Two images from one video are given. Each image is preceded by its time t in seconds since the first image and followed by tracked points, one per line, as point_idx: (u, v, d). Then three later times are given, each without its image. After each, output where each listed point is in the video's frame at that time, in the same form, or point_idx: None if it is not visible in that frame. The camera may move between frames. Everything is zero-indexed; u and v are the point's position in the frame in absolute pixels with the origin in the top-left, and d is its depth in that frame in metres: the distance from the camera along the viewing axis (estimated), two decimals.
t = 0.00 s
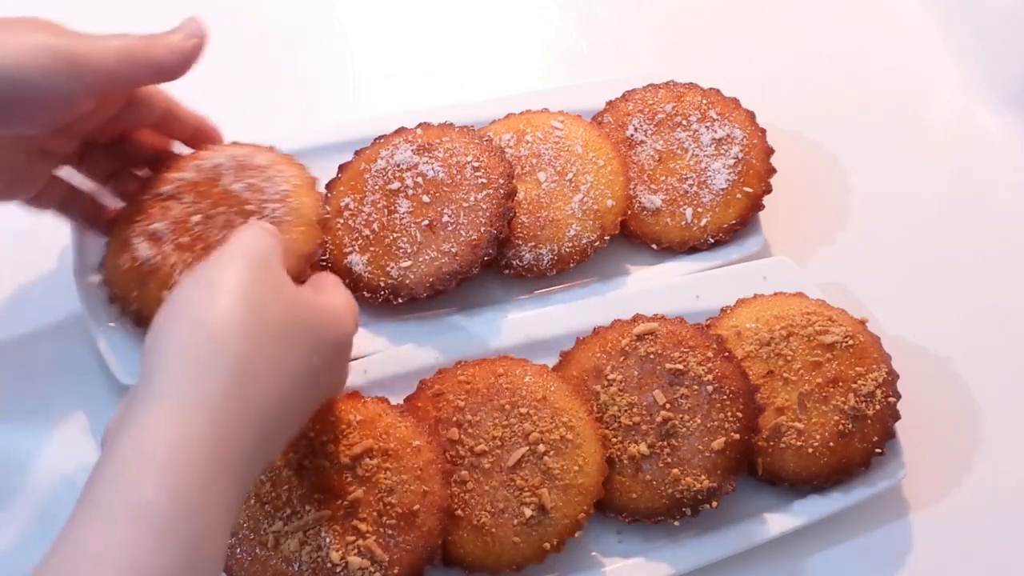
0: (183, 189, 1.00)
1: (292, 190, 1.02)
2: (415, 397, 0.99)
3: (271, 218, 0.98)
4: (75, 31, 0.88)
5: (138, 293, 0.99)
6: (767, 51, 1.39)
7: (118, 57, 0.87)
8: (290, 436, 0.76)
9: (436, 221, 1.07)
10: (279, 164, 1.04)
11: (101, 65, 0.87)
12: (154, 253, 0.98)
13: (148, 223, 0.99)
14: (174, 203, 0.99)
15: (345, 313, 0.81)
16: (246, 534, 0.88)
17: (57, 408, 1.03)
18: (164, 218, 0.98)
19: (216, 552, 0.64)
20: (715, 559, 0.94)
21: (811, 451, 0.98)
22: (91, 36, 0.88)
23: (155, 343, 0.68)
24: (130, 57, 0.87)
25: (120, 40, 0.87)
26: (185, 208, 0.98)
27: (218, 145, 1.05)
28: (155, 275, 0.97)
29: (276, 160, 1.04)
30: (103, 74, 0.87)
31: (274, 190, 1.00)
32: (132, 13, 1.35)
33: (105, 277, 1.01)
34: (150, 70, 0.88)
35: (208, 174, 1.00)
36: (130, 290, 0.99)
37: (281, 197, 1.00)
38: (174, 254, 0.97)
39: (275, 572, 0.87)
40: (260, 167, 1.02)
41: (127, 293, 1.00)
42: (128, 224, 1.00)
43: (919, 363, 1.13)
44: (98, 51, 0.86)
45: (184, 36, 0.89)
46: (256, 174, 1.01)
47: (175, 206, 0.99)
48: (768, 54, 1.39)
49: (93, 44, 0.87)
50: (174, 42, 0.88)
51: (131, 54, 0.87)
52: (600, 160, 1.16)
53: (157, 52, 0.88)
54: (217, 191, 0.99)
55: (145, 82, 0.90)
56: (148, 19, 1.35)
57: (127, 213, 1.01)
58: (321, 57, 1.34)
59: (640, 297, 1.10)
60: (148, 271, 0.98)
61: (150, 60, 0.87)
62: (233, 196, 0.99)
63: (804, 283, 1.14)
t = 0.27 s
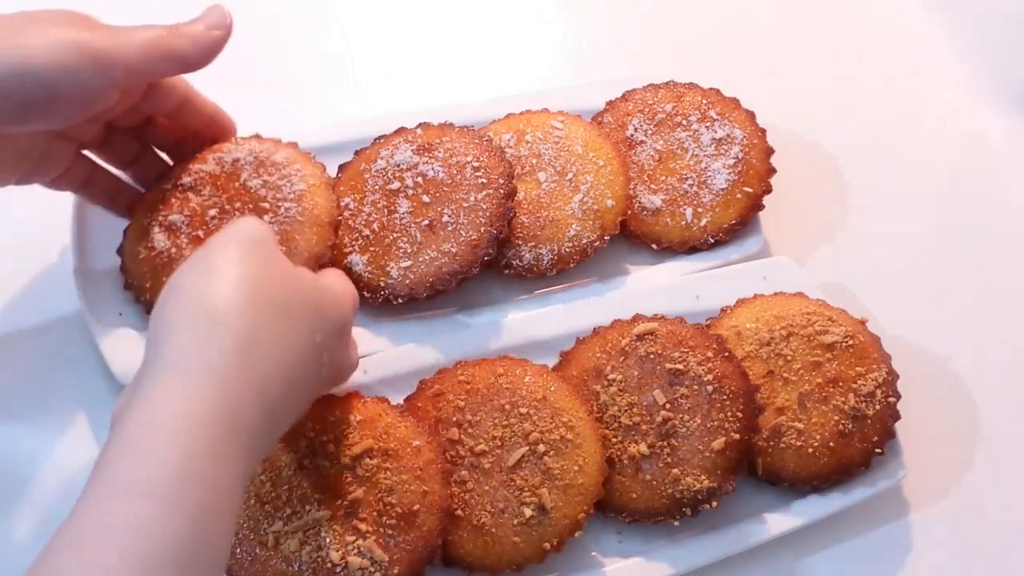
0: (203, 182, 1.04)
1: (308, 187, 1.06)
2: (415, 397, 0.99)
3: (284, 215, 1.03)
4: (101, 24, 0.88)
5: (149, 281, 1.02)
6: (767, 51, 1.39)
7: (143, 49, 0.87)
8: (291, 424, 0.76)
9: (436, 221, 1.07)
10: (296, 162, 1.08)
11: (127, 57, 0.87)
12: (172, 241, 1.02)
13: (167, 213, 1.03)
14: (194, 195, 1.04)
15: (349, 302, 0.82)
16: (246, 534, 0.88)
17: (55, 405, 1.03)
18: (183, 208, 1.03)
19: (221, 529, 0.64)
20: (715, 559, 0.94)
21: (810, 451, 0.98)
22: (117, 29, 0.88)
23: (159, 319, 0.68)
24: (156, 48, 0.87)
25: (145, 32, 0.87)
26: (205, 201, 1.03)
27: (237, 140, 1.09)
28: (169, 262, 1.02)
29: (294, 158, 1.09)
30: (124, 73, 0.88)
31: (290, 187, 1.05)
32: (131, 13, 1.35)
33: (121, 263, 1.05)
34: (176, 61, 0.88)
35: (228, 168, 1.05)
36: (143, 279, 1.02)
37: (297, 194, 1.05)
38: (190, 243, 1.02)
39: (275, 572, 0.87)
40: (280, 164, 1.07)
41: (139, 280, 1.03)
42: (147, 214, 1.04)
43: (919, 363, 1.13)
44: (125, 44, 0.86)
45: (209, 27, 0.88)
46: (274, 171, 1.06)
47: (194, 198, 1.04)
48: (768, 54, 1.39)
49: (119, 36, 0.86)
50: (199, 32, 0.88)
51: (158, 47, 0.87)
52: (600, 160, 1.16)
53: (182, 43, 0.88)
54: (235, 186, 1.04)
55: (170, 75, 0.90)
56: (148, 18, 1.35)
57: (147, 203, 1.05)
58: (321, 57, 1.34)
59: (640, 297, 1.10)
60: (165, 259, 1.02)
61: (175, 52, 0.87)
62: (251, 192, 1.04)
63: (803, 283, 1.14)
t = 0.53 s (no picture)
0: (209, 181, 1.05)
1: (313, 193, 1.07)
2: (415, 397, 0.99)
3: (292, 216, 1.04)
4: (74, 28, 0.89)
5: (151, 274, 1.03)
6: (767, 51, 1.39)
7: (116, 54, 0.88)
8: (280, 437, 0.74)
9: (437, 222, 1.07)
10: (301, 169, 1.10)
11: (98, 62, 0.88)
12: (175, 235, 1.03)
13: (171, 208, 1.04)
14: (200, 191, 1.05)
15: (346, 298, 0.83)
16: (246, 534, 0.88)
17: (56, 405, 1.03)
18: (188, 203, 1.04)
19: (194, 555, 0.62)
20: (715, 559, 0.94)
21: (811, 451, 0.98)
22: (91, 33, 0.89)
23: (146, 311, 0.68)
24: (129, 55, 0.88)
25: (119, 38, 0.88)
26: (211, 198, 1.04)
27: (242, 146, 1.12)
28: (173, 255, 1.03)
29: (300, 165, 1.10)
30: (90, 76, 0.88)
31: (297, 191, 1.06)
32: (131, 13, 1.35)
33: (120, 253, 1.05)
34: (148, 68, 0.89)
35: (234, 170, 1.07)
36: (144, 272, 1.03)
37: (304, 199, 1.06)
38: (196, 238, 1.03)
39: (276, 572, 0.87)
40: (286, 169, 1.08)
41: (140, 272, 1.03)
42: (150, 207, 1.05)
43: (919, 363, 1.12)
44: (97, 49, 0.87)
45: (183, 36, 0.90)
46: (280, 173, 1.07)
47: (199, 195, 1.05)
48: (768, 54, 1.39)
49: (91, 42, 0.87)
50: (173, 40, 0.89)
51: (131, 53, 0.88)
52: (600, 160, 1.16)
53: (154, 50, 0.88)
54: (242, 186, 1.05)
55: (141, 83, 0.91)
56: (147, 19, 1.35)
57: (149, 196, 1.06)
58: (322, 57, 1.34)
59: (640, 297, 1.10)
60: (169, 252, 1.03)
61: (148, 59, 0.88)
62: (257, 192, 1.05)
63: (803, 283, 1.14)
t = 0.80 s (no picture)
0: (209, 183, 1.06)
1: (313, 194, 1.08)
2: (415, 397, 0.99)
3: (292, 218, 1.05)
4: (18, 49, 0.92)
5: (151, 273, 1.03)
6: (768, 51, 1.39)
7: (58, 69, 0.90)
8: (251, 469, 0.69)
9: (436, 221, 1.07)
10: (301, 170, 1.10)
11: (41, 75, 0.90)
12: (175, 235, 1.04)
13: (171, 209, 1.05)
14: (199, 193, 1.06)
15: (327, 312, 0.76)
16: (246, 534, 0.88)
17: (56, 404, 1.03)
18: (188, 204, 1.05)
19: None
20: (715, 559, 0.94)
21: (811, 451, 0.99)
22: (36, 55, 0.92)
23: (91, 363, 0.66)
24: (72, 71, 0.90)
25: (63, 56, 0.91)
26: (210, 200, 1.05)
27: (241, 146, 1.12)
28: (174, 255, 1.03)
29: (299, 165, 1.11)
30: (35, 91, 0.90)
31: (297, 192, 1.07)
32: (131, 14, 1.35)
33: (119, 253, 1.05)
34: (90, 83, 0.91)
35: (235, 171, 1.07)
36: (143, 272, 1.03)
37: (304, 200, 1.06)
38: (195, 238, 1.03)
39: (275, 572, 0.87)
40: (286, 171, 1.09)
41: (140, 272, 1.04)
42: (150, 207, 1.06)
43: (920, 363, 1.12)
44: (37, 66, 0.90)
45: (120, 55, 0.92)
46: (279, 175, 1.08)
47: (199, 196, 1.05)
48: (768, 55, 1.39)
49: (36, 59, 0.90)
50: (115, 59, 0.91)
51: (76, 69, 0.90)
52: (600, 160, 1.15)
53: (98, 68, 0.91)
54: (242, 188, 1.06)
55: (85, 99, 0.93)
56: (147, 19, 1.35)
57: (149, 198, 1.06)
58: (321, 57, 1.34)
59: (640, 297, 1.10)
60: (170, 252, 1.03)
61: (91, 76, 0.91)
62: (257, 195, 1.06)
63: (803, 283, 1.14)
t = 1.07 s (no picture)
0: (209, 182, 1.06)
1: (313, 194, 1.08)
2: (415, 398, 0.99)
3: (292, 219, 1.05)
4: None
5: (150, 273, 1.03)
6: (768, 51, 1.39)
7: None
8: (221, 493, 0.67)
9: (436, 221, 1.07)
10: (301, 170, 1.10)
11: None
12: (175, 235, 1.04)
13: (171, 209, 1.05)
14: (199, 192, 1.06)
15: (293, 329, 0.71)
16: (246, 534, 0.88)
17: (55, 403, 1.03)
18: (188, 204, 1.05)
19: None
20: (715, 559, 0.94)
21: (811, 451, 0.99)
22: None
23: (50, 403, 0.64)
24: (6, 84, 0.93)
25: None
26: (210, 199, 1.05)
27: (240, 146, 1.12)
28: (173, 255, 1.03)
29: (299, 165, 1.11)
30: None
31: (297, 192, 1.07)
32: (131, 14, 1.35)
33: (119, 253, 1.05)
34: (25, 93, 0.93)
35: (235, 171, 1.07)
36: (143, 272, 1.03)
37: (304, 200, 1.06)
38: (195, 238, 1.03)
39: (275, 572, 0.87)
40: (285, 172, 1.09)
41: (139, 272, 1.03)
42: (150, 207, 1.06)
43: (920, 363, 1.12)
44: None
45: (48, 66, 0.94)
46: (279, 175, 1.08)
47: (199, 196, 1.05)
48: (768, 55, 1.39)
49: None
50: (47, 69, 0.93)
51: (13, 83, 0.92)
52: (600, 160, 1.15)
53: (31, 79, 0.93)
54: (242, 188, 1.06)
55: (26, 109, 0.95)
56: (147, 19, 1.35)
57: (149, 198, 1.07)
58: (321, 57, 1.34)
59: (640, 297, 1.10)
60: (169, 253, 1.03)
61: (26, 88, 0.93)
62: (257, 195, 1.06)
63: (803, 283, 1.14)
